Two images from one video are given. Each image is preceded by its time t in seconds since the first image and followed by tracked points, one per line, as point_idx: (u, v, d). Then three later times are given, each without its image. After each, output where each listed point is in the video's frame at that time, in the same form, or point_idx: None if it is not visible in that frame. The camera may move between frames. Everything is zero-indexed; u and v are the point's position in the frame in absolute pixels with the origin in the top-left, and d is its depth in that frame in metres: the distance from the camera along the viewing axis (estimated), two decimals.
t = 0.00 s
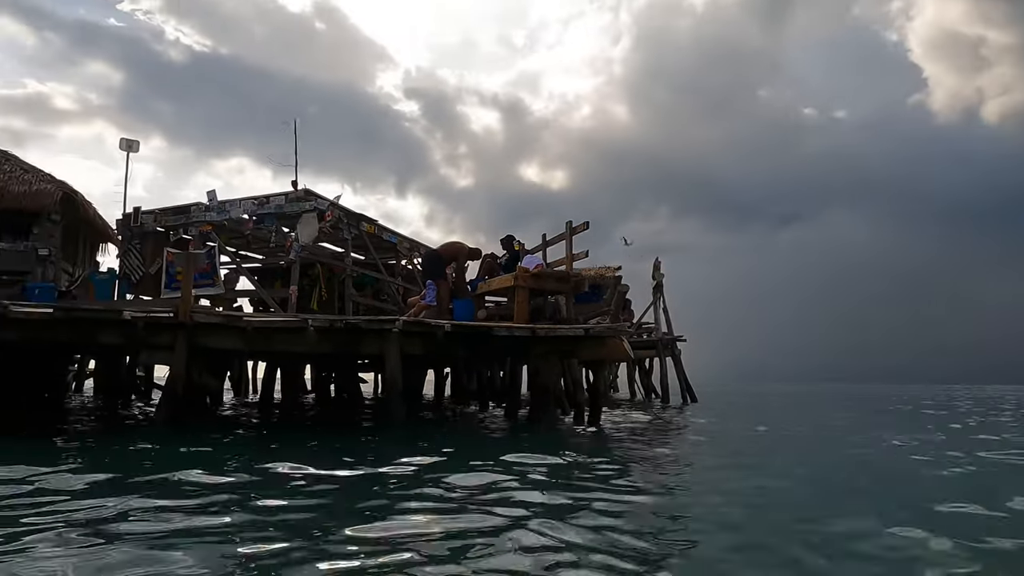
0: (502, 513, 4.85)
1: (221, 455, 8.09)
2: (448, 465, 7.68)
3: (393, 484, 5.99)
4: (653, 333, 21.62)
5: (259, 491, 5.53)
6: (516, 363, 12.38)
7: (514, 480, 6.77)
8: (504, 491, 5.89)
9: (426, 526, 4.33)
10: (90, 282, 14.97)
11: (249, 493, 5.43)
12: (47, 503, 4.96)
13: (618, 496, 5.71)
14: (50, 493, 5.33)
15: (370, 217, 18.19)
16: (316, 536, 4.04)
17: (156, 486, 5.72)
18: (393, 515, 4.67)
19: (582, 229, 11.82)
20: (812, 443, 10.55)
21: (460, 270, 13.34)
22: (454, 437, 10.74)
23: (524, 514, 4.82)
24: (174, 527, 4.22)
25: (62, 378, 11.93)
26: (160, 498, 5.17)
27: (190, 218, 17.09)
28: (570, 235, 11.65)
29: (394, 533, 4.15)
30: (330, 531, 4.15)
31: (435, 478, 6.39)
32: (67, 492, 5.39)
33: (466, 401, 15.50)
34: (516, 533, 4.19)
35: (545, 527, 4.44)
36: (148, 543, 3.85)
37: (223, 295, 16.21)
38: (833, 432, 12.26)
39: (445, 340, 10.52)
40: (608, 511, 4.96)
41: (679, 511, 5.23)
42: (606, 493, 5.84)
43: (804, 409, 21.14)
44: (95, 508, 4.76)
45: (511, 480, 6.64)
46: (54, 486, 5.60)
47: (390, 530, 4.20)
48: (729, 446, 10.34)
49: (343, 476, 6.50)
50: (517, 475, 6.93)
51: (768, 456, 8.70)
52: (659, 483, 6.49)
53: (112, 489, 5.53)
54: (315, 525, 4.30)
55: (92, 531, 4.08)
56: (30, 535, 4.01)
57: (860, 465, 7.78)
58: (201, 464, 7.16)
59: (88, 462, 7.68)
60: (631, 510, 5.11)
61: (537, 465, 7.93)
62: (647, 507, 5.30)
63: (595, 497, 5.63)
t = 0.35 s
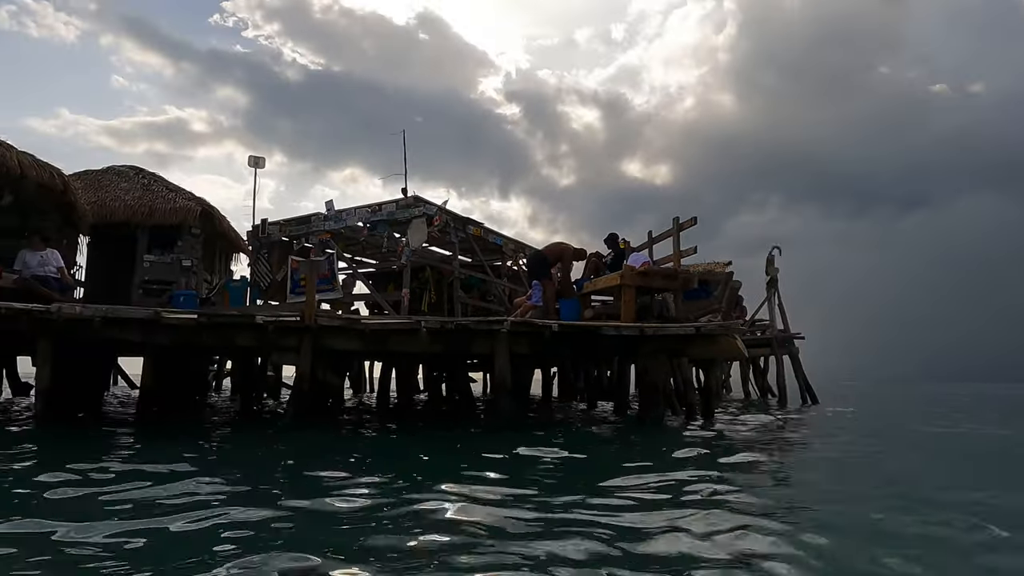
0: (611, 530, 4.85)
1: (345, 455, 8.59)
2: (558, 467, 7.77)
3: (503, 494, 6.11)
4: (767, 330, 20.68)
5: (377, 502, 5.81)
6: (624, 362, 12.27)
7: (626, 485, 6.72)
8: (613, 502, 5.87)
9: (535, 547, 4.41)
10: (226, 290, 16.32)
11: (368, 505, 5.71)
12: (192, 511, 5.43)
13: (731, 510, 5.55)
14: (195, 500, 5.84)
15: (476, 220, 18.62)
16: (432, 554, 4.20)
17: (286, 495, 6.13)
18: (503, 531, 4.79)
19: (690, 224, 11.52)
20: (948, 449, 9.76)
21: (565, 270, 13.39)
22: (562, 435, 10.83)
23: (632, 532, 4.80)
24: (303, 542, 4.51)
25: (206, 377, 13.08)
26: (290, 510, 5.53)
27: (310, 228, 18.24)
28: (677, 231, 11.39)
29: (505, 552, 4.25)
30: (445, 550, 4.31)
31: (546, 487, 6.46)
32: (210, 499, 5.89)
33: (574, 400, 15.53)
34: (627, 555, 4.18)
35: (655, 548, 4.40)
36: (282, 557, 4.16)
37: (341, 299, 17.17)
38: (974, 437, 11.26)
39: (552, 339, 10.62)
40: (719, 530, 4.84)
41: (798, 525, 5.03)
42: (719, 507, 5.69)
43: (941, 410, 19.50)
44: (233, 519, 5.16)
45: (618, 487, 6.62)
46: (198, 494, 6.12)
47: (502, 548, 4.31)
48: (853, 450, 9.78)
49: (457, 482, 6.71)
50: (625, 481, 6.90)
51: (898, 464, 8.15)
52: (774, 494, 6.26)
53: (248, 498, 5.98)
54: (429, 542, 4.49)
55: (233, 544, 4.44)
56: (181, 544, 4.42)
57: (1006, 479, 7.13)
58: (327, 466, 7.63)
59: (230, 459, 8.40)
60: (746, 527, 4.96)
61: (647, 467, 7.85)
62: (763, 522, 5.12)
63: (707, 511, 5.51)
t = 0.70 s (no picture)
0: (689, 549, 4.72)
1: (420, 462, 8.73)
2: (633, 476, 7.64)
3: (577, 505, 6.06)
4: (854, 332, 19.68)
5: (451, 511, 5.87)
6: (700, 367, 11.96)
7: (703, 495, 6.54)
8: (691, 516, 5.70)
9: (609, 566, 4.34)
10: (308, 299, 16.98)
11: (443, 514, 5.76)
12: (276, 520, 5.62)
13: (817, 527, 5.31)
14: (278, 508, 6.05)
15: (547, 226, 18.62)
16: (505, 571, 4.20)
17: (364, 502, 6.27)
18: (577, 547, 4.74)
19: (768, 224, 11.12)
20: None
21: (637, 274, 13.18)
22: (637, 442, 10.66)
23: (711, 551, 4.65)
24: (381, 556, 4.59)
25: (290, 383, 13.65)
26: (367, 519, 5.64)
27: (386, 237, 18.74)
28: (754, 232, 11.01)
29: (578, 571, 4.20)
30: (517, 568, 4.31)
31: (620, 498, 6.36)
32: (291, 507, 6.08)
33: (649, 406, 15.27)
34: None
35: (736, 571, 4.25)
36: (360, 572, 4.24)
37: (416, 306, 17.55)
38: None
39: (624, 345, 10.48)
40: (805, 552, 4.63)
41: (890, 548, 4.76)
42: (805, 523, 5.44)
43: None
44: (314, 529, 5.31)
45: (696, 498, 6.44)
46: (282, 500, 6.34)
47: (575, 569, 4.26)
48: (952, 461, 9.16)
49: (529, 490, 6.72)
50: (703, 492, 6.71)
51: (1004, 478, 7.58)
52: (863, 510, 5.93)
53: (327, 505, 6.15)
54: (502, 560, 4.49)
55: (314, 558, 4.56)
56: (266, 557, 4.58)
57: None
58: (402, 473, 7.77)
59: (312, 463, 8.69)
60: (834, 549, 4.71)
61: (726, 477, 7.61)
62: (851, 543, 4.87)
63: (792, 528, 5.28)
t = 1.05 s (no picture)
0: (714, 553, 4.62)
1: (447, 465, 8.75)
2: (659, 480, 7.53)
3: (600, 507, 5.99)
4: (895, 333, 19.11)
5: (475, 513, 5.86)
6: (732, 369, 11.75)
7: (731, 499, 6.41)
8: (718, 519, 5.59)
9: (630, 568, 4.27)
10: (340, 304, 17.21)
11: (465, 516, 5.74)
12: (299, 521, 5.67)
13: (849, 532, 5.15)
14: (303, 509, 6.11)
15: (576, 228, 18.54)
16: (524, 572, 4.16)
17: (388, 504, 6.30)
18: (597, 550, 4.67)
19: (799, 223, 10.87)
20: None
21: (667, 275, 13.02)
22: (668, 446, 10.51)
23: (735, 556, 4.54)
24: (399, 557, 4.58)
25: (322, 386, 13.85)
26: (389, 521, 5.65)
27: (416, 242, 18.90)
28: (785, 231, 10.78)
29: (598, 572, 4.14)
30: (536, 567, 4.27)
31: (645, 501, 6.27)
32: (317, 508, 6.14)
33: (681, 409, 15.05)
34: None
35: None
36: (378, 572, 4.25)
37: (446, 310, 17.65)
38: None
39: (653, 348, 10.36)
40: (834, 558, 4.50)
41: (926, 555, 4.59)
42: (835, 528, 5.29)
43: None
44: (336, 530, 5.34)
45: (724, 501, 6.33)
46: (308, 502, 6.40)
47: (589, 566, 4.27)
48: (996, 464, 8.84)
49: (553, 493, 6.67)
50: (732, 495, 6.59)
51: None
52: (898, 513, 5.78)
53: (352, 507, 6.19)
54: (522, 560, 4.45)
55: (334, 557, 4.58)
56: (286, 557, 4.61)
57: None
58: (428, 474, 7.78)
59: (341, 464, 8.78)
60: (865, 555, 4.57)
61: (757, 481, 7.46)
62: (884, 549, 4.72)
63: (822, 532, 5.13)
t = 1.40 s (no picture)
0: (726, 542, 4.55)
1: (461, 461, 8.77)
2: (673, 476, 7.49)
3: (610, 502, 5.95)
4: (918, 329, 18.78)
5: (483, 506, 5.86)
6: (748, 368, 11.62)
7: (743, 495, 6.34)
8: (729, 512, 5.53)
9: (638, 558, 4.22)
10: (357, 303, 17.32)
11: (474, 509, 5.74)
12: (309, 509, 5.69)
13: (862, 525, 5.07)
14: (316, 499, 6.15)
15: (591, 226, 18.48)
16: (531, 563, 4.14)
17: (399, 496, 6.32)
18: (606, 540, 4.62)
19: (814, 219, 10.73)
20: None
21: (682, 273, 12.92)
22: (683, 444, 10.42)
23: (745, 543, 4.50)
24: (404, 546, 4.58)
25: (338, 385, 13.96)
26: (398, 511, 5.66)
27: (431, 241, 18.97)
28: (800, 227, 10.65)
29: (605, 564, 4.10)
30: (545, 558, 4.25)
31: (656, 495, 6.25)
32: (329, 498, 6.17)
33: (698, 407, 14.94)
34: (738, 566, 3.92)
35: (768, 563, 4.12)
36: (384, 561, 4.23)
37: (462, 309, 17.68)
38: None
39: (666, 345, 10.28)
40: (850, 549, 4.40)
41: (942, 547, 4.50)
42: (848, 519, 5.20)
43: None
44: (348, 519, 5.36)
45: (735, 496, 6.28)
46: (319, 493, 6.43)
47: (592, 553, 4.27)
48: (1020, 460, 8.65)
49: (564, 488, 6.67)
50: (743, 491, 6.53)
51: None
52: (912, 507, 5.69)
53: (363, 497, 6.22)
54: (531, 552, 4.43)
55: (341, 544, 4.59)
56: (295, 543, 4.63)
57: None
58: (439, 471, 7.81)
59: (355, 461, 8.83)
60: (877, 545, 4.49)
61: (771, 478, 7.38)
62: (898, 540, 4.63)
63: (837, 524, 5.07)
